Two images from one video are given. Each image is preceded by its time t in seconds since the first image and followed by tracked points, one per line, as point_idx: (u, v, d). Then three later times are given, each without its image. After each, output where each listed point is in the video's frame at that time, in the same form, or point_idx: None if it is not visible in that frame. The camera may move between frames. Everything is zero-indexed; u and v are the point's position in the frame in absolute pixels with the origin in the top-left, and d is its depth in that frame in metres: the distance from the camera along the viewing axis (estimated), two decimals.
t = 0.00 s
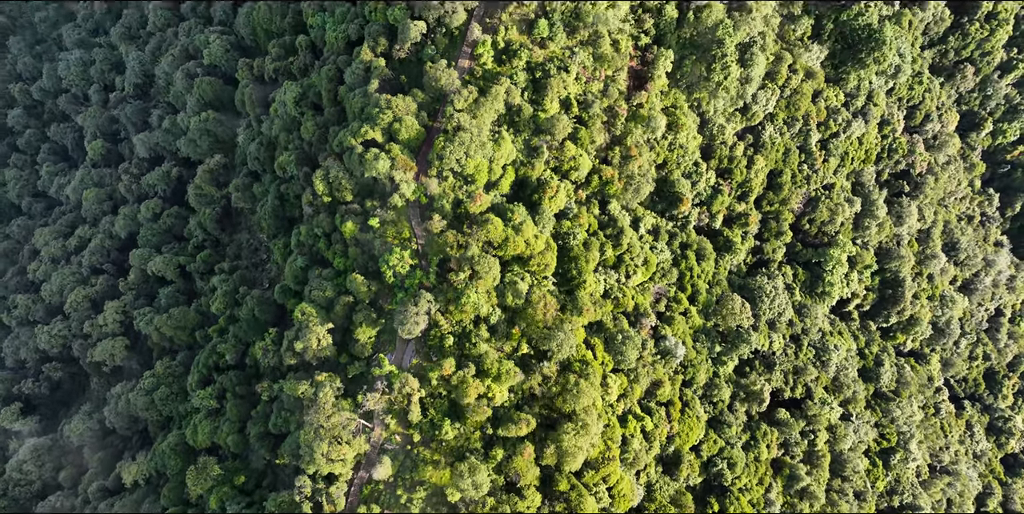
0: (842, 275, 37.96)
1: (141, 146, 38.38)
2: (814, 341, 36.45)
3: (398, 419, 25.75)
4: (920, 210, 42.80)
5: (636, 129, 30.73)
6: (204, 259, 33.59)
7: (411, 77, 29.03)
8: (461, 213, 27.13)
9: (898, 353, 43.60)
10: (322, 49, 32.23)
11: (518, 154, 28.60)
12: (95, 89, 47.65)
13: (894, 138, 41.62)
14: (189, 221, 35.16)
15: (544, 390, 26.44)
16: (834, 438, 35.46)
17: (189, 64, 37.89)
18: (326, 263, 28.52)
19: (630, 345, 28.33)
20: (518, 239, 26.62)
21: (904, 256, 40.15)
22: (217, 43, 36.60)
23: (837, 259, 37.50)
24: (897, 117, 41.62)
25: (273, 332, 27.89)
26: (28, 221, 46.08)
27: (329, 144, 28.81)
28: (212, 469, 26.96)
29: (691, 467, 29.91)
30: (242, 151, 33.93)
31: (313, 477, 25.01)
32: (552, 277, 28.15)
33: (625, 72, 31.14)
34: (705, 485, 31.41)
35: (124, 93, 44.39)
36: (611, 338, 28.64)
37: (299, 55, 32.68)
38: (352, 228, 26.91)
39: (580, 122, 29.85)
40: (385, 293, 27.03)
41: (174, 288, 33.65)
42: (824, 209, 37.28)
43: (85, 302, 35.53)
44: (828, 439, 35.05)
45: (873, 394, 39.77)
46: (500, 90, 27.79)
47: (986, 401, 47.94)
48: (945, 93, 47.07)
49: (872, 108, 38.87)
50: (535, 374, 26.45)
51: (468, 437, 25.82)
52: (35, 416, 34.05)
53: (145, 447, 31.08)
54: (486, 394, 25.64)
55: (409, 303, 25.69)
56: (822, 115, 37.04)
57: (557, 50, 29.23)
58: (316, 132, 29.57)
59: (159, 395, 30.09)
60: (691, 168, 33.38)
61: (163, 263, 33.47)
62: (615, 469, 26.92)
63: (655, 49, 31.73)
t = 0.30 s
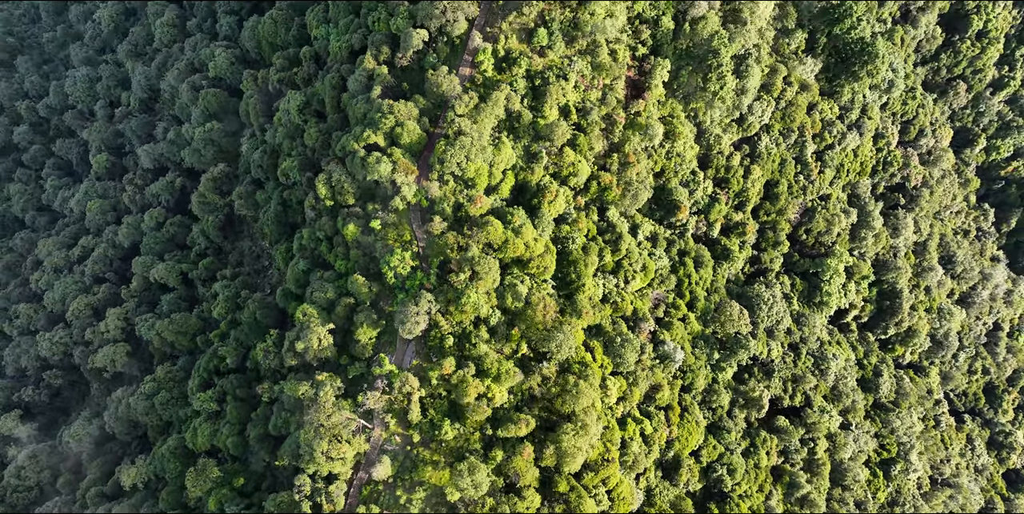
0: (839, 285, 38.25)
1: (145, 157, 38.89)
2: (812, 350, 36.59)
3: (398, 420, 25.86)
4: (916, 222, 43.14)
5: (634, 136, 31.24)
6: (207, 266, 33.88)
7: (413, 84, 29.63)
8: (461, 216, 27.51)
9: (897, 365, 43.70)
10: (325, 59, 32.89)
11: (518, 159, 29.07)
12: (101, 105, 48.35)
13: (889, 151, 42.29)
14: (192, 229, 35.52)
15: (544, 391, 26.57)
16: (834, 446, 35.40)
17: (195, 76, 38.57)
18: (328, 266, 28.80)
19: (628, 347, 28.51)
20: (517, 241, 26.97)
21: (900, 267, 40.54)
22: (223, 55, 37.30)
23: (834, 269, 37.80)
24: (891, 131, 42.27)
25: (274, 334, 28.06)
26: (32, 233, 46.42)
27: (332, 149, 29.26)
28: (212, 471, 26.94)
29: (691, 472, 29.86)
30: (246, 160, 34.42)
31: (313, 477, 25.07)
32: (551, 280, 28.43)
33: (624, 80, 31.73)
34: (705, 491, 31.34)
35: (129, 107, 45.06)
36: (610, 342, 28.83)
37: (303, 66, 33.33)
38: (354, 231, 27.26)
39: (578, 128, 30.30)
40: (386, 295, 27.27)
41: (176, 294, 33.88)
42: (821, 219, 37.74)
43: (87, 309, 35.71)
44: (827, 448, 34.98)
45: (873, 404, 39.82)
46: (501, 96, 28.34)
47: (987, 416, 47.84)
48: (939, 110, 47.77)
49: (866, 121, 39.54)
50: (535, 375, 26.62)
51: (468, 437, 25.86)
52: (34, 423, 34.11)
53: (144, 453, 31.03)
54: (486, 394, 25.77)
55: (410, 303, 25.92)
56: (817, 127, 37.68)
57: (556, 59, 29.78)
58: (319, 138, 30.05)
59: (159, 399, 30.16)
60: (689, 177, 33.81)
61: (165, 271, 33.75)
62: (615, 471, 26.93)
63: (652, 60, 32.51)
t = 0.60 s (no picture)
0: (837, 296, 38.55)
1: (150, 169, 39.43)
2: (811, 359, 36.77)
3: (399, 420, 25.99)
4: (912, 236, 43.69)
5: (632, 145, 31.73)
6: (209, 273, 34.19)
7: (415, 93, 30.19)
8: (462, 220, 27.92)
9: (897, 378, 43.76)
10: (329, 71, 33.55)
11: (518, 165, 29.58)
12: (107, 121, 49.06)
13: (884, 165, 42.64)
14: (195, 238, 35.88)
15: (543, 392, 26.72)
16: (834, 456, 35.36)
17: (200, 90, 39.31)
18: (330, 271, 29.12)
19: (628, 351, 28.69)
20: (517, 245, 27.32)
21: (897, 279, 40.87)
22: (228, 69, 38.07)
23: (831, 280, 38.11)
24: (886, 145, 42.82)
25: (275, 337, 28.28)
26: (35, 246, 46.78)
27: (335, 156, 29.76)
28: (212, 473, 26.98)
29: (691, 477, 29.86)
30: (249, 169, 34.94)
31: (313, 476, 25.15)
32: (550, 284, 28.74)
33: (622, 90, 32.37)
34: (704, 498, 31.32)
35: (135, 122, 45.73)
36: (609, 346, 29.04)
37: (307, 77, 34.02)
38: (356, 234, 27.56)
39: (577, 136, 30.90)
40: (387, 298, 27.55)
41: (178, 302, 34.13)
42: (817, 230, 38.16)
43: (89, 318, 35.92)
44: (827, 457, 34.94)
45: (873, 416, 39.86)
46: (501, 103, 28.91)
47: (987, 430, 47.72)
48: (933, 126, 48.55)
49: (860, 134, 40.18)
50: (534, 377, 26.89)
51: (468, 438, 25.94)
52: (34, 431, 34.19)
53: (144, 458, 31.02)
54: (486, 395, 25.91)
55: (411, 304, 26.22)
56: (812, 139, 38.15)
57: (556, 68, 30.30)
58: (322, 145, 30.59)
59: (160, 404, 30.27)
60: (686, 186, 34.20)
61: (168, 278, 34.06)
62: (615, 473, 26.94)
63: (649, 71, 32.83)
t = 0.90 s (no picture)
0: (835, 308, 38.78)
1: (155, 182, 40.01)
2: (809, 369, 36.94)
3: (399, 422, 26.15)
4: (908, 250, 44.15)
5: (630, 155, 32.21)
6: (212, 282, 34.53)
7: (417, 103, 30.79)
8: (463, 225, 28.36)
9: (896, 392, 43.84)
10: (332, 83, 34.23)
11: (518, 173, 30.14)
12: (113, 138, 49.84)
13: (879, 180, 43.27)
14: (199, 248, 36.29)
15: (543, 395, 26.93)
16: (835, 466, 35.33)
17: (206, 104, 40.05)
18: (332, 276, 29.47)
19: (627, 355, 28.95)
20: (517, 249, 27.68)
21: (895, 292, 41.18)
22: (234, 84, 38.85)
23: (829, 291, 38.43)
24: (880, 160, 43.42)
25: (277, 340, 28.53)
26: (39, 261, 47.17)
27: (338, 164, 30.29)
28: (212, 476, 27.04)
29: (691, 483, 29.86)
30: (253, 180, 35.46)
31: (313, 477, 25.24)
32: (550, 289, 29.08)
33: (620, 101, 32.98)
34: (704, 505, 31.29)
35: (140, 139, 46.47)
36: (608, 350, 29.26)
37: (311, 90, 34.74)
38: (358, 238, 27.90)
39: (576, 145, 31.46)
40: (388, 301, 27.72)
41: (181, 311, 34.43)
42: (814, 242, 38.59)
43: (92, 328, 36.18)
44: (828, 466, 34.90)
45: (872, 428, 39.91)
46: (501, 111, 29.51)
47: (988, 446, 47.58)
48: (926, 143, 49.32)
49: (855, 149, 40.71)
50: (534, 379, 27.14)
51: (468, 439, 26.06)
52: (35, 440, 34.22)
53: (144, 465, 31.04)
54: (486, 396, 26.09)
55: (412, 306, 26.55)
56: (808, 152, 38.76)
57: (555, 79, 31.00)
58: (326, 154, 31.15)
59: (161, 409, 30.40)
60: (684, 197, 34.69)
61: (171, 287, 34.39)
62: (614, 477, 27.00)
63: (647, 83, 33.59)
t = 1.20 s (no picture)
0: (832, 319, 39.21)
1: (160, 195, 40.57)
2: (808, 380, 37.12)
3: (400, 425, 26.30)
4: (905, 264, 44.53)
5: (628, 165, 32.87)
6: (215, 291, 34.88)
7: (420, 114, 31.51)
8: (463, 231, 28.79)
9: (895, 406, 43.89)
10: (336, 96, 34.92)
11: (517, 181, 30.66)
12: (118, 155, 50.55)
13: (874, 195, 43.86)
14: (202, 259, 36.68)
15: (543, 398, 27.14)
16: (834, 476, 35.32)
17: (211, 119, 40.82)
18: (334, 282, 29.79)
19: (626, 360, 29.22)
20: (517, 254, 28.10)
21: (892, 305, 41.51)
22: (239, 99, 39.62)
23: (826, 303, 38.79)
24: (875, 176, 44.09)
25: (279, 345, 28.79)
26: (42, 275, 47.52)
27: (341, 173, 30.83)
28: (212, 480, 27.15)
29: (691, 489, 29.87)
30: (257, 192, 35.98)
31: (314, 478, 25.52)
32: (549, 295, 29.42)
33: (617, 113, 33.65)
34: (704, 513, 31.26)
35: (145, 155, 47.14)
36: (607, 356, 29.54)
37: (315, 103, 35.46)
38: (360, 244, 28.30)
39: (574, 155, 32.03)
40: (389, 306, 28.04)
41: (183, 320, 34.73)
42: (811, 254, 39.04)
43: (94, 338, 36.41)
44: (827, 477, 34.90)
45: (872, 440, 39.97)
46: (501, 121, 30.14)
47: (990, 462, 47.35)
48: (920, 161, 50.07)
49: (849, 163, 41.54)
50: (534, 382, 27.35)
51: (468, 442, 26.20)
52: (35, 449, 34.24)
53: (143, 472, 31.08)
54: (486, 398, 26.28)
55: (413, 309, 26.88)
56: (803, 167, 39.48)
57: (554, 91, 31.78)
58: (329, 164, 31.71)
59: (163, 416, 30.55)
60: (681, 208, 35.17)
61: (174, 296, 34.74)
62: (614, 480, 27.08)
63: (644, 96, 34.13)
